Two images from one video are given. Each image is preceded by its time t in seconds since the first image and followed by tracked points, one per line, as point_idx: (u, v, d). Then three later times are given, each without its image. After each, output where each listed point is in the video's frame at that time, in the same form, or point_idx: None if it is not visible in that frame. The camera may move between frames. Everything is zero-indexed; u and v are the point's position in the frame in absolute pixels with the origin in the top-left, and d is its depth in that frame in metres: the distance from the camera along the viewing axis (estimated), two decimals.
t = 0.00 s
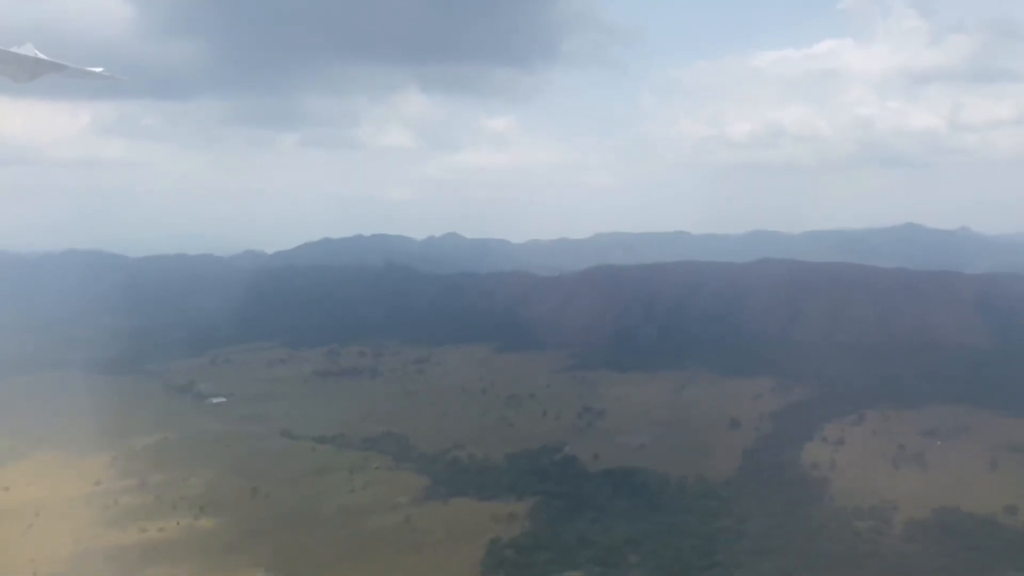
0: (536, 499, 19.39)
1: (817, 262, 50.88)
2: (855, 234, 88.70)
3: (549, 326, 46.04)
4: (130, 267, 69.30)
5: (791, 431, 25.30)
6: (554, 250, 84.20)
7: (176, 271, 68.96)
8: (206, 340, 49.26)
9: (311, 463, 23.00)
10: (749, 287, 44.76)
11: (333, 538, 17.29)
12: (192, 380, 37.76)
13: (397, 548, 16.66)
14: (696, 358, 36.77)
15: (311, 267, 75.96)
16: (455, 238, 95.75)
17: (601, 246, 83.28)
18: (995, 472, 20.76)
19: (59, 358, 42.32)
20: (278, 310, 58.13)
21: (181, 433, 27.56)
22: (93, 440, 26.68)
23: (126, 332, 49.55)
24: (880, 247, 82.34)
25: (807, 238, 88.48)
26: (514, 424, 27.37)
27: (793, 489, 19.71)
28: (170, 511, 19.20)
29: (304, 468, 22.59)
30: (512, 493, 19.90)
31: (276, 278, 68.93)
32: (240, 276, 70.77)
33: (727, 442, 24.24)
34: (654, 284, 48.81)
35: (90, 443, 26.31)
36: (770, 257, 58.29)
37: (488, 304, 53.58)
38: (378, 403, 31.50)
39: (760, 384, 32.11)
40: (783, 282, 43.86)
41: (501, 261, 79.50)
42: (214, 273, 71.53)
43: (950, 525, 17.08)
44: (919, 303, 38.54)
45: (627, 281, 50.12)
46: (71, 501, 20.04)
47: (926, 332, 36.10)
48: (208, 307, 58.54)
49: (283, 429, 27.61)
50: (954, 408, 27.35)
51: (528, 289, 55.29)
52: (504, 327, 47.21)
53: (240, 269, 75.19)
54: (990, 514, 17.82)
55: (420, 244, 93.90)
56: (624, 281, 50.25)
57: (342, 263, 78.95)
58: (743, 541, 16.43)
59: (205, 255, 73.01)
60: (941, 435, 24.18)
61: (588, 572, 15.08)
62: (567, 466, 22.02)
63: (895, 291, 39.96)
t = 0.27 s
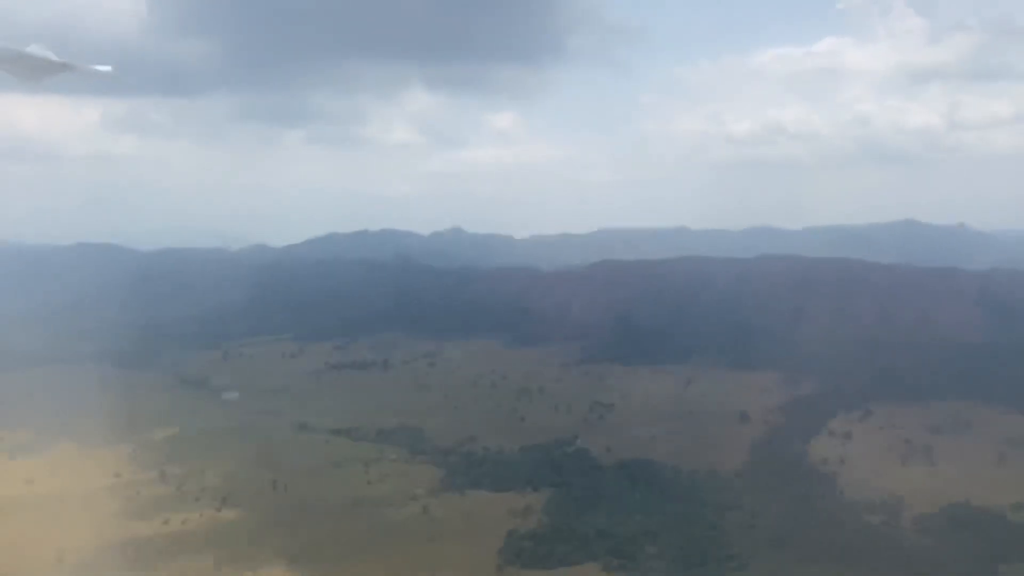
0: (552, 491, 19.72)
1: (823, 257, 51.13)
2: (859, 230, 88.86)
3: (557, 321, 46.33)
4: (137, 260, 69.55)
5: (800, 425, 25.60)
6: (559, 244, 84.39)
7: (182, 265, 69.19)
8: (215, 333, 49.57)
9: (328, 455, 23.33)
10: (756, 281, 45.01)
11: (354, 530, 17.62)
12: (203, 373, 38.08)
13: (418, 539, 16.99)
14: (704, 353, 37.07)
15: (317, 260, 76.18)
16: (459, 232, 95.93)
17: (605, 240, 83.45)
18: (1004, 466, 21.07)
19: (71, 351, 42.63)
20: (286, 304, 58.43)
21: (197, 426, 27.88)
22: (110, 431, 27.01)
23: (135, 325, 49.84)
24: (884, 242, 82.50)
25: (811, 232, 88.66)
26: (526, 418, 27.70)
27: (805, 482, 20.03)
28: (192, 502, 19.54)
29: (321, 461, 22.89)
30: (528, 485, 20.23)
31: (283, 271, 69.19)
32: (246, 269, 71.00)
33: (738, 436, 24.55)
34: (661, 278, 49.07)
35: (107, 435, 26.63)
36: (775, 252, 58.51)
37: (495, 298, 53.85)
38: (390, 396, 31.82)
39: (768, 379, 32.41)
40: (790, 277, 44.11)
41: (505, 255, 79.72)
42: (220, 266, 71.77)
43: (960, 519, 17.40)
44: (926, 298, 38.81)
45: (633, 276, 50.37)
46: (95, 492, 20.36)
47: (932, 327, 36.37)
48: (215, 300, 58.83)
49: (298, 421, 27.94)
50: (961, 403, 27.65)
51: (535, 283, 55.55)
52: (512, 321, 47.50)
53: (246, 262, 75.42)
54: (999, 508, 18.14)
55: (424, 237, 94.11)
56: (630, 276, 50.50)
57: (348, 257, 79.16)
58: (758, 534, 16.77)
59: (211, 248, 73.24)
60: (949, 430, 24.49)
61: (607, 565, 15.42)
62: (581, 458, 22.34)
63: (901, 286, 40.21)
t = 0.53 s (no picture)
0: (567, 492, 19.26)
1: (833, 254, 50.55)
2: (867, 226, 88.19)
3: (564, 318, 45.84)
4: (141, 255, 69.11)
5: (817, 425, 25.11)
6: (564, 240, 83.83)
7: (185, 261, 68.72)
8: (219, 329, 49.11)
9: (337, 454, 22.88)
10: (766, 278, 44.46)
11: (366, 531, 17.19)
12: (208, 370, 37.64)
13: (432, 541, 16.56)
14: (715, 351, 36.55)
15: (321, 256, 75.65)
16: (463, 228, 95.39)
17: (611, 236, 82.86)
18: None
19: (74, 347, 42.20)
20: (290, 299, 57.95)
21: (203, 424, 27.43)
22: (115, 430, 26.58)
23: (139, 322, 49.39)
24: (892, 238, 81.82)
25: (818, 229, 88.04)
26: (538, 417, 27.23)
27: (826, 484, 19.57)
28: (199, 502, 19.11)
29: (331, 460, 22.49)
30: (542, 486, 19.78)
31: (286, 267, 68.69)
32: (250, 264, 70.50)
33: (755, 436, 24.07)
34: (669, 275, 48.53)
35: (112, 433, 26.20)
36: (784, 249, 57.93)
37: (501, 295, 53.35)
38: (398, 395, 31.36)
39: (782, 378, 31.90)
40: (801, 274, 43.57)
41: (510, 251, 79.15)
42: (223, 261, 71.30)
43: (989, 521, 16.92)
44: (940, 295, 38.33)
45: (641, 273, 49.84)
46: (101, 491, 19.97)
47: (947, 326, 35.83)
48: (219, 295, 58.37)
49: (305, 420, 27.49)
50: (981, 403, 27.13)
51: (541, 280, 55.03)
52: (519, 319, 47.00)
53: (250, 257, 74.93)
54: None
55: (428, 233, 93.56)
56: (639, 273, 49.98)
57: (351, 252, 78.62)
58: (781, 536, 16.32)
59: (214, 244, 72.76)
60: (970, 430, 23.98)
61: (628, 569, 14.97)
62: (595, 459, 21.88)
63: (915, 284, 39.65)
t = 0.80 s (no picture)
0: (584, 484, 19.60)
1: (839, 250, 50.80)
2: (870, 223, 88.44)
3: (572, 313, 46.15)
4: (148, 249, 69.41)
5: (828, 420, 25.41)
6: (568, 235, 84.10)
7: (192, 256, 69.03)
8: (228, 324, 49.43)
9: (355, 446, 23.21)
10: (773, 274, 44.75)
11: (388, 521, 17.53)
12: (220, 364, 37.97)
13: (454, 531, 16.90)
14: (723, 346, 36.85)
15: (327, 251, 75.95)
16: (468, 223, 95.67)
17: (615, 232, 83.14)
18: None
19: (86, 341, 42.51)
20: (298, 294, 58.28)
21: (219, 416, 27.77)
22: (133, 422, 26.92)
23: (148, 316, 49.72)
24: (896, 235, 82.06)
25: (822, 225, 88.30)
26: (550, 411, 27.56)
27: (838, 477, 19.90)
28: (222, 493, 19.46)
29: (349, 451, 22.82)
30: (560, 478, 20.11)
31: (293, 262, 68.99)
32: (256, 259, 70.80)
33: (766, 430, 24.39)
34: (676, 271, 48.84)
35: (130, 425, 26.54)
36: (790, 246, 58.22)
37: (508, 290, 53.67)
38: (410, 388, 31.70)
39: (790, 373, 32.22)
40: (807, 270, 43.87)
41: (516, 247, 79.42)
42: (230, 256, 71.60)
43: (1000, 514, 17.24)
44: (946, 292, 38.63)
45: (648, 268, 50.14)
46: (124, 483, 20.30)
47: (954, 322, 36.12)
48: (227, 289, 58.68)
49: (320, 412, 27.83)
50: (988, 398, 27.44)
51: (548, 275, 55.34)
52: (526, 314, 47.33)
53: (256, 252, 75.22)
54: None
55: (433, 228, 93.85)
56: (645, 269, 50.27)
57: (357, 248, 78.91)
58: (796, 528, 16.67)
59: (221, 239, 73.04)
60: (979, 425, 24.30)
61: (648, 560, 15.31)
62: (610, 452, 22.20)
63: (922, 280, 39.93)
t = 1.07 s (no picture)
0: (601, 481, 19.69)
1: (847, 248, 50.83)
2: (876, 221, 88.41)
3: (581, 311, 46.22)
4: (155, 246, 69.49)
5: (841, 417, 25.50)
6: (573, 233, 84.12)
7: (199, 253, 69.10)
8: (238, 320, 49.53)
9: (371, 442, 23.31)
10: (781, 271, 44.80)
11: (408, 517, 17.64)
12: (231, 360, 38.06)
13: (474, 527, 17.00)
14: (733, 343, 36.92)
15: (333, 249, 76.02)
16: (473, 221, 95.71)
17: (621, 229, 83.18)
18: None
19: (96, 338, 42.63)
20: (306, 290, 58.39)
21: (233, 412, 27.87)
22: (149, 418, 27.03)
23: (158, 313, 49.82)
24: (902, 233, 82.05)
25: (827, 223, 88.28)
26: (563, 408, 27.64)
27: (853, 474, 20.00)
28: (242, 488, 19.57)
29: (364, 448, 22.92)
30: (576, 475, 20.22)
31: (300, 259, 69.06)
32: (263, 256, 70.86)
33: (779, 427, 24.48)
34: (685, 268, 48.90)
35: (146, 421, 26.64)
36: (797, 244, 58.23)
37: (516, 287, 53.74)
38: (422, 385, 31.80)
39: (801, 370, 32.29)
40: (816, 267, 43.89)
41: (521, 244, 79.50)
42: (237, 253, 71.71)
43: (1017, 511, 17.33)
44: (955, 290, 38.67)
45: (656, 266, 50.19)
46: (144, 479, 20.40)
47: (964, 319, 36.16)
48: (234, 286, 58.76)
49: (333, 409, 27.94)
50: (1000, 396, 27.52)
51: (556, 272, 55.39)
52: (534, 311, 47.40)
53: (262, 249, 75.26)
54: None
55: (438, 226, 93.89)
56: (653, 266, 50.32)
57: (363, 245, 78.97)
58: (815, 525, 16.76)
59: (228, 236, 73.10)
60: (991, 422, 24.37)
61: (669, 556, 15.42)
62: (625, 449, 22.30)
63: (931, 278, 39.96)
